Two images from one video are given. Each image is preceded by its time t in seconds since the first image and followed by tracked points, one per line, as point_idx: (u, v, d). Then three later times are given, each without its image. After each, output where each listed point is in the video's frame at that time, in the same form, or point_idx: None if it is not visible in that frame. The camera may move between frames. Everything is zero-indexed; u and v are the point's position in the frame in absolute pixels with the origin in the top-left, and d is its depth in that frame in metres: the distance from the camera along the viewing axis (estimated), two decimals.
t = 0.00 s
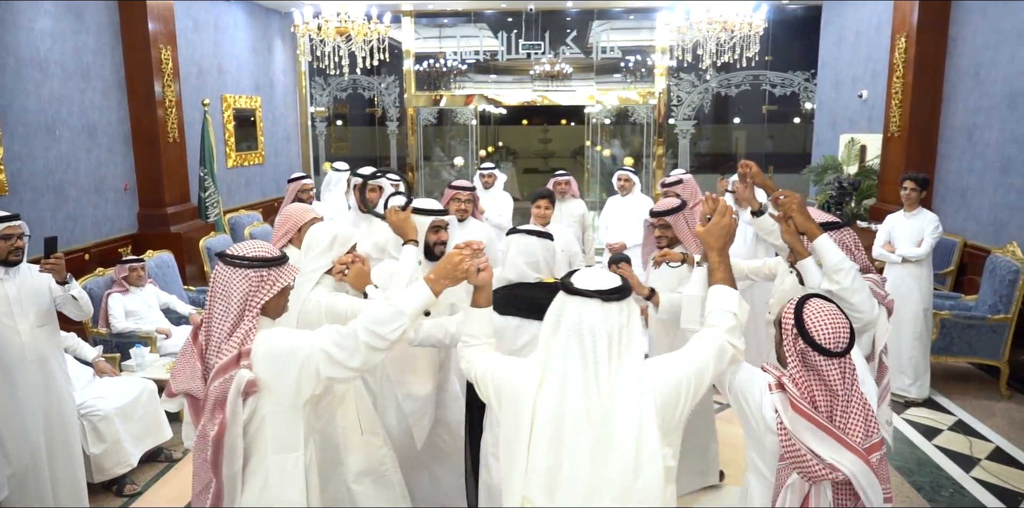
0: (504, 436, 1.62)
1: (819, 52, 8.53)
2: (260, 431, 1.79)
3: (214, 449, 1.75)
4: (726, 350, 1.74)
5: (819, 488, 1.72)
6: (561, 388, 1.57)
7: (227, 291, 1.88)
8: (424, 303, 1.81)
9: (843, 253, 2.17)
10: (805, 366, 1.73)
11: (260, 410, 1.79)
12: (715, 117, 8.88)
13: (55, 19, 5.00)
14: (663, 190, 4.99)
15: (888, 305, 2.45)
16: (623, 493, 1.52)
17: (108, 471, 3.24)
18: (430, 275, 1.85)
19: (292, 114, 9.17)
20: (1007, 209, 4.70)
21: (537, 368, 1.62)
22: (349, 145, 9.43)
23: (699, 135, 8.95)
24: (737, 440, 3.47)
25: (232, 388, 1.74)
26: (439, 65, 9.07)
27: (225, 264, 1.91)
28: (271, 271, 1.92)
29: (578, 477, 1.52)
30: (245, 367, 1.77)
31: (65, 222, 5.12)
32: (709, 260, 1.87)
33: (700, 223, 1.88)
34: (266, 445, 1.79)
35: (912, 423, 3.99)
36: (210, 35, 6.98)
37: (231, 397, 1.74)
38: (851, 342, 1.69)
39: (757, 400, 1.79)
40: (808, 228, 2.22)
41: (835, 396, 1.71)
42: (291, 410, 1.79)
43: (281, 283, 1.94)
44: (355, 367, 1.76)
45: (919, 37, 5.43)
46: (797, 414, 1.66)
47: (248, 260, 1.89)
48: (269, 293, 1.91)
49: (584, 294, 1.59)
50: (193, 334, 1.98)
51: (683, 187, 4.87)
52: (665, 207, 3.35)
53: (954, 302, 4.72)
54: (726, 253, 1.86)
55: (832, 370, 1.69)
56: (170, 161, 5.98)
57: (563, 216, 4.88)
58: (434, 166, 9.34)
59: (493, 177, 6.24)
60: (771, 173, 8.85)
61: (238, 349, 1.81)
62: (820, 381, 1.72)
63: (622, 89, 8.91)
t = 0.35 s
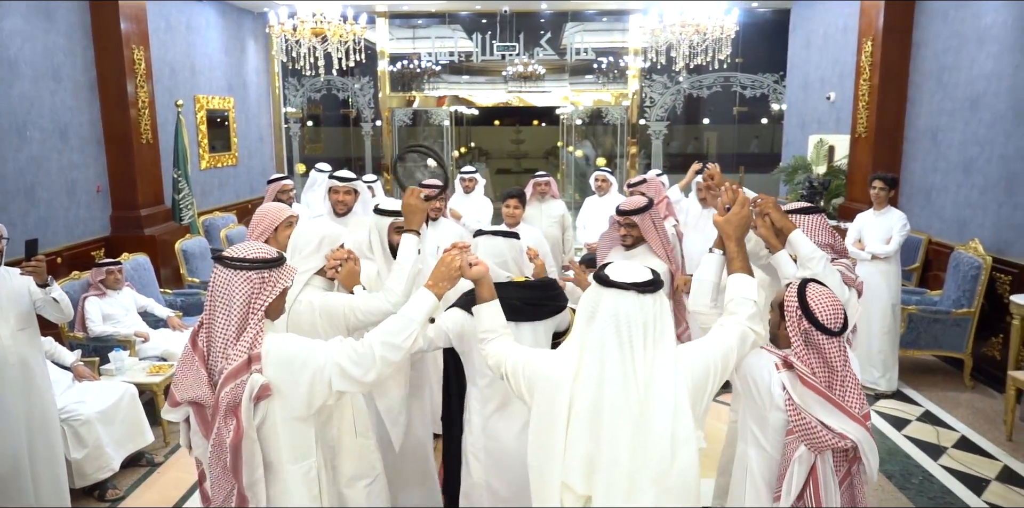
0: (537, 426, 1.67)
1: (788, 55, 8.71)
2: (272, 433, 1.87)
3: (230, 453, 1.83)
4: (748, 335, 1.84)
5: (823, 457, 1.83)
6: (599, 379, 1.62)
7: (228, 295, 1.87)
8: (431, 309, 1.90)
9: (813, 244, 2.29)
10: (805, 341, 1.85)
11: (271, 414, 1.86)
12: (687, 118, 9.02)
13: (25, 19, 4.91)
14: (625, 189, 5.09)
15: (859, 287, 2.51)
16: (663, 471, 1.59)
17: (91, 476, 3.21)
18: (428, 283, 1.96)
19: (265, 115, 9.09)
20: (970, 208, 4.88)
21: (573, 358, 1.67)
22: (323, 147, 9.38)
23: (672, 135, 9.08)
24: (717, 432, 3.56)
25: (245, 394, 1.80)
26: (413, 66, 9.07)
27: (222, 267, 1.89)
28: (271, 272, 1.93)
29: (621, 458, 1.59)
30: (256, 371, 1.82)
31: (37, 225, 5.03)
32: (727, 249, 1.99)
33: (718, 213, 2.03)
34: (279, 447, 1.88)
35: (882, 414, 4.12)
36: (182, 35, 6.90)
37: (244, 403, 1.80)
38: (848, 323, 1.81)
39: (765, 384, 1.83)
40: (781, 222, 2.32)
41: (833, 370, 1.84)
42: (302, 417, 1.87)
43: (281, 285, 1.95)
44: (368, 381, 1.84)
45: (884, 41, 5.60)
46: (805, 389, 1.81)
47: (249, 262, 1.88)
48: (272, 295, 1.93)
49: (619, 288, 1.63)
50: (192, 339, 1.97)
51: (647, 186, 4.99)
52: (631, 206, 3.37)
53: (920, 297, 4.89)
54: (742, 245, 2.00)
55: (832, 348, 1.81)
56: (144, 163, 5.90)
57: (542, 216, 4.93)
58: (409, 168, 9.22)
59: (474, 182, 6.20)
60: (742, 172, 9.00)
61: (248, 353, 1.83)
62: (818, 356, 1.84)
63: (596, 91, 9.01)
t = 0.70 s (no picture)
0: (543, 412, 1.68)
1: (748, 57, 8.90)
2: (243, 427, 1.85)
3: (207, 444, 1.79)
4: (740, 323, 1.95)
5: (817, 427, 1.90)
6: (599, 360, 1.66)
7: (198, 290, 1.84)
8: (412, 344, 1.94)
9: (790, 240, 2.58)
10: (801, 324, 1.89)
11: (245, 409, 1.84)
12: (652, 119, 9.15)
13: None
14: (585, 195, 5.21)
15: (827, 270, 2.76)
16: (667, 442, 1.63)
17: (57, 482, 3.13)
18: (412, 324, 2.03)
19: (228, 115, 8.96)
20: (925, 205, 5.06)
21: (570, 342, 1.70)
22: (287, 147, 9.28)
23: (637, 136, 9.20)
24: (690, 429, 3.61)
25: (220, 387, 1.78)
26: (378, 66, 9.02)
27: (190, 262, 1.85)
28: (241, 265, 1.89)
29: (628, 430, 1.63)
30: (233, 365, 1.80)
31: None
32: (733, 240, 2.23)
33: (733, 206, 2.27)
34: (252, 444, 1.86)
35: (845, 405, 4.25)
36: (142, 32, 6.75)
37: (220, 396, 1.78)
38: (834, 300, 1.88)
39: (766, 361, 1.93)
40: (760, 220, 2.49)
41: (823, 348, 1.90)
42: (274, 419, 1.85)
43: (251, 278, 1.92)
44: (341, 396, 1.84)
45: (842, 43, 5.77)
46: (802, 363, 1.90)
47: (217, 256, 1.85)
48: (242, 288, 1.89)
49: (615, 276, 1.69)
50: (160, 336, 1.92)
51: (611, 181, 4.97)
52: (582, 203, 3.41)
53: (879, 291, 5.06)
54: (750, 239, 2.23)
55: (825, 325, 1.87)
56: (105, 163, 5.77)
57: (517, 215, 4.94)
58: (373, 168, 9.30)
59: (442, 182, 6.24)
60: (707, 172, 9.16)
61: (224, 347, 1.80)
62: (812, 336, 1.89)
63: (561, 92, 9.09)
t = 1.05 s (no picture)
0: (543, 399, 1.68)
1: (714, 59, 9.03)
2: (217, 432, 1.80)
3: (181, 451, 1.76)
4: (722, 309, 2.03)
5: (814, 409, 2.02)
6: (598, 342, 1.68)
7: (172, 292, 1.78)
8: (403, 352, 1.89)
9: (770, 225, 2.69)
10: (796, 311, 2.06)
11: (224, 412, 1.79)
12: (620, 120, 9.23)
13: None
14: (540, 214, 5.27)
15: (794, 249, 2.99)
16: (665, 418, 1.64)
17: (21, 492, 3.04)
18: (409, 334, 2.00)
19: (192, 115, 8.79)
20: (887, 203, 5.19)
21: (568, 329, 1.71)
22: (252, 147, 9.14)
23: (605, 136, 9.27)
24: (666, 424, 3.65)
25: (200, 390, 1.73)
26: (344, 66, 8.92)
27: (162, 262, 1.80)
28: (217, 266, 1.85)
29: (626, 408, 1.64)
30: (213, 367, 1.75)
31: None
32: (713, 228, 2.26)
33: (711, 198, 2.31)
34: (229, 446, 1.81)
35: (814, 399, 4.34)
36: (102, 30, 6.57)
37: (198, 399, 1.73)
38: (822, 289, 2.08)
39: (765, 349, 2.02)
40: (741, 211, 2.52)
41: (818, 333, 2.05)
42: (253, 423, 1.81)
43: (227, 278, 1.87)
44: (328, 398, 1.81)
45: (806, 45, 5.90)
46: (802, 351, 2.02)
47: (192, 255, 1.80)
48: (219, 288, 1.85)
49: (606, 263, 1.71)
50: (131, 341, 1.86)
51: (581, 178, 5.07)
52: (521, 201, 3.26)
53: (844, 288, 5.18)
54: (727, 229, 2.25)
55: (817, 311, 2.04)
56: (64, 164, 5.61)
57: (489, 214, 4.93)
58: (339, 168, 9.22)
59: (400, 186, 6.17)
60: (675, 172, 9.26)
61: (203, 350, 1.75)
62: (807, 322, 2.06)
63: (529, 92, 9.11)
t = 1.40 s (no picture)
0: (568, 402, 1.66)
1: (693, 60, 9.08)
2: (236, 449, 1.76)
3: (199, 473, 1.69)
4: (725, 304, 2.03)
5: (811, 400, 2.07)
6: (626, 342, 1.67)
7: (176, 302, 1.70)
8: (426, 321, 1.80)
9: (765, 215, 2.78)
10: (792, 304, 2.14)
11: (242, 427, 1.75)
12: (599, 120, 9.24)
13: None
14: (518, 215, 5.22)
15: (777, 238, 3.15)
16: (693, 417, 1.65)
17: None
18: (436, 297, 1.84)
19: (166, 115, 8.63)
20: (867, 202, 5.25)
21: (591, 330, 1.71)
22: (228, 148, 9.01)
23: (585, 137, 9.27)
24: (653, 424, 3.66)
25: (218, 407, 1.67)
26: (322, 66, 8.82)
27: (161, 273, 1.71)
28: (219, 274, 1.77)
29: (654, 410, 1.65)
30: (228, 381, 1.69)
31: None
32: (693, 230, 2.31)
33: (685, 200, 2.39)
34: (244, 461, 1.76)
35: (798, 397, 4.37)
36: (73, 28, 6.42)
37: (217, 416, 1.68)
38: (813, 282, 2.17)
39: (766, 341, 2.05)
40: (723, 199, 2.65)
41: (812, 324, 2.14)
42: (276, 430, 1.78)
43: (229, 287, 1.80)
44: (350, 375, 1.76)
45: (785, 46, 5.95)
46: (799, 342, 2.08)
47: (194, 264, 1.72)
48: (222, 299, 1.77)
49: (634, 260, 1.70)
50: (129, 357, 1.76)
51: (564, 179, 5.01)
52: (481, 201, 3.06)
53: (825, 287, 5.23)
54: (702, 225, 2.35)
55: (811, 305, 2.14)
56: (34, 165, 5.46)
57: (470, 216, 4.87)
58: (317, 169, 9.10)
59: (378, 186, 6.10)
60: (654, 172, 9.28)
61: (215, 363, 1.69)
62: (802, 314, 2.15)
63: (508, 92, 9.09)
